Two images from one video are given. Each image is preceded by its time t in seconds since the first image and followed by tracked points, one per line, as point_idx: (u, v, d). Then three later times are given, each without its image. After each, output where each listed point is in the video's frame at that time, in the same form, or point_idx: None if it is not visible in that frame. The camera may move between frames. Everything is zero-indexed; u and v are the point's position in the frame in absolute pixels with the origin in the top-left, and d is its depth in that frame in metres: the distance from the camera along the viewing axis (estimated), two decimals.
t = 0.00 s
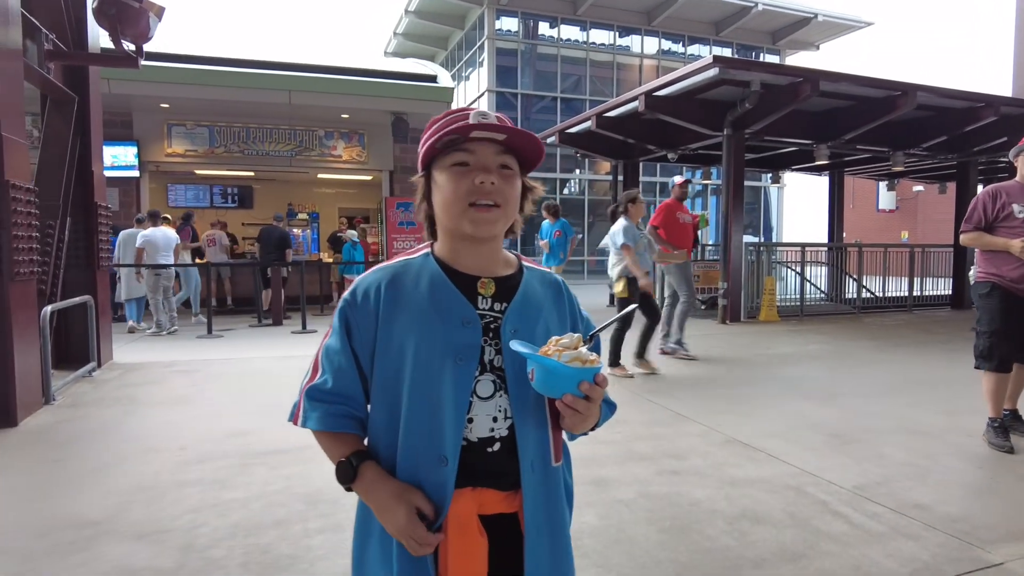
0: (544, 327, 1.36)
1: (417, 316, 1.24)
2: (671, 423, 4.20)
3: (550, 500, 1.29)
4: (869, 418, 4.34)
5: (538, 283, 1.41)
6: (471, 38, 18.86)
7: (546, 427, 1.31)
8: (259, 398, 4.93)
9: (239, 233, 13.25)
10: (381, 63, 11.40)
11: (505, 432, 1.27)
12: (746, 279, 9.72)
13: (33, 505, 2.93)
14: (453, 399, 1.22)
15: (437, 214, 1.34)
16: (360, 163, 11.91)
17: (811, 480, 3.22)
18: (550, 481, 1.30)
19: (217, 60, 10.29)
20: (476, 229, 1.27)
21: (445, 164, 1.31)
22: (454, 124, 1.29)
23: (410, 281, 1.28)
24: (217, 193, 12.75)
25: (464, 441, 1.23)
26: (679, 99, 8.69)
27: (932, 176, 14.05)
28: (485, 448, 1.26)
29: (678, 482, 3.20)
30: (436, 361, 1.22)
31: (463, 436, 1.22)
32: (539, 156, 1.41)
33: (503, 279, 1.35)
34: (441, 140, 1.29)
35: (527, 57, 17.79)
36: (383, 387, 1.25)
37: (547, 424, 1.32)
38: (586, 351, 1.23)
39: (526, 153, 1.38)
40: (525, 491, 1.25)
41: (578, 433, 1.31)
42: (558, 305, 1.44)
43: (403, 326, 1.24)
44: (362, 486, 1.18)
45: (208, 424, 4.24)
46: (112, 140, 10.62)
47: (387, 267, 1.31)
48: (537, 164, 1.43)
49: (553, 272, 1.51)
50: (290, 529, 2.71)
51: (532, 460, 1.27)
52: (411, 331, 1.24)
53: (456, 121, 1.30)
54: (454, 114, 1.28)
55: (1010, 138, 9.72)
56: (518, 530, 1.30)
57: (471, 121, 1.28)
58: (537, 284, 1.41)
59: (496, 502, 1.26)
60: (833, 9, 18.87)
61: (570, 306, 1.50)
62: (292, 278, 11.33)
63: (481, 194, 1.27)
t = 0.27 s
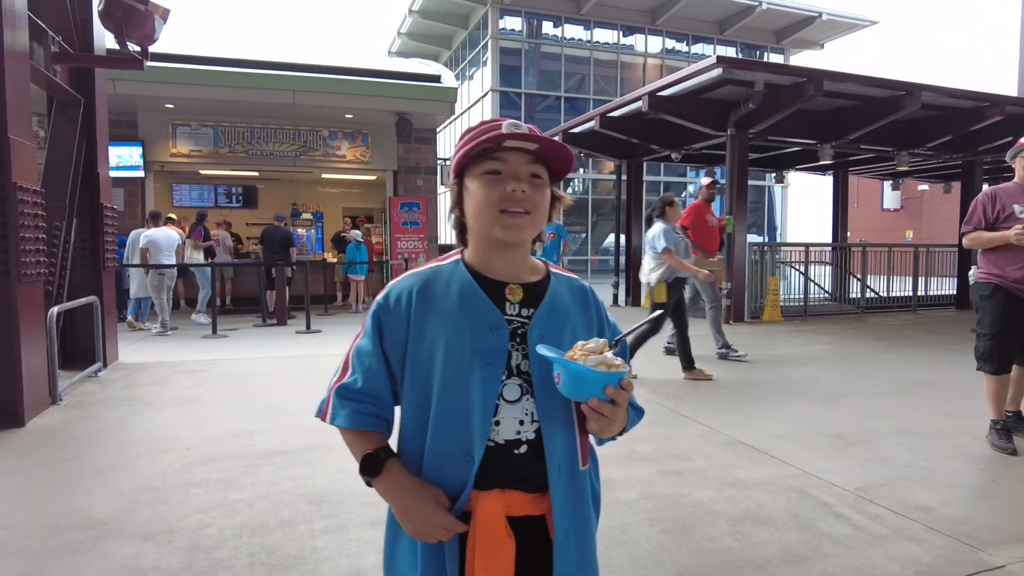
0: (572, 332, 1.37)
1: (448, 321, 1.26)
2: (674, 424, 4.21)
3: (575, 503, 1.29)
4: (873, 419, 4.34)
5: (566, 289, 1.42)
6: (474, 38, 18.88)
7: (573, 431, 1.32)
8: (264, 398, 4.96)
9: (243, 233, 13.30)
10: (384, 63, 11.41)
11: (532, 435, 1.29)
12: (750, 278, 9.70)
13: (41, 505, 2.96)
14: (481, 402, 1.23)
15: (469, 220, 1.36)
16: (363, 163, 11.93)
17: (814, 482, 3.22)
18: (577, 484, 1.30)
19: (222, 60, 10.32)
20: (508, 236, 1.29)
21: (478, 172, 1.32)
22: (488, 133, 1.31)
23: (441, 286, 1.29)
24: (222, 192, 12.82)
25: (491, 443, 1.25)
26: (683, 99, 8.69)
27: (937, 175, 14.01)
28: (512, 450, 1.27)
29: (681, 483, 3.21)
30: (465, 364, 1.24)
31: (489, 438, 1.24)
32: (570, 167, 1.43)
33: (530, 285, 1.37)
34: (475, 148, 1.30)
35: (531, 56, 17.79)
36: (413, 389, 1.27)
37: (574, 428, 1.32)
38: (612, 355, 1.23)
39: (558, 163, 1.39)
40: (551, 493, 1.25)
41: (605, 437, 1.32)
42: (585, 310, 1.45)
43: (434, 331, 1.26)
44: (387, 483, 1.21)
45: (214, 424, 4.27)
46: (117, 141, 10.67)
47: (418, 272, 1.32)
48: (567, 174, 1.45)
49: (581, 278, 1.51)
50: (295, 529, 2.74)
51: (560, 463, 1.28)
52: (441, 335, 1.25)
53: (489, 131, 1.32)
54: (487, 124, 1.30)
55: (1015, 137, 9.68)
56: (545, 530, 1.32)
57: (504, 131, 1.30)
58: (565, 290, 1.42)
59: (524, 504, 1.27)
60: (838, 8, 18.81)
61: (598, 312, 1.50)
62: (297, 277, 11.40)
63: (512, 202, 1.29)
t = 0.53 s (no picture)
0: (608, 335, 1.38)
1: (487, 324, 1.27)
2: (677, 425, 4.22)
3: (611, 506, 1.29)
4: (875, 420, 4.34)
5: (603, 294, 1.42)
6: (476, 38, 18.89)
7: (610, 434, 1.32)
8: (268, 399, 4.97)
9: (245, 233, 13.32)
10: (386, 64, 11.43)
11: (568, 437, 1.30)
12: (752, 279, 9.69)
13: (46, 506, 2.97)
14: (518, 403, 1.24)
15: (511, 225, 1.37)
16: (366, 163, 11.94)
17: (816, 482, 3.23)
18: (614, 487, 1.30)
19: (225, 61, 10.34)
20: (553, 243, 1.31)
21: (523, 178, 1.34)
22: (534, 141, 1.32)
23: (480, 289, 1.31)
24: (224, 193, 12.85)
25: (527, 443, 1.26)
26: (685, 99, 8.69)
27: (939, 176, 13.99)
28: (547, 451, 1.28)
29: (685, 484, 3.21)
30: (503, 366, 1.25)
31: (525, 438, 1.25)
32: (608, 174, 1.45)
33: (568, 289, 1.39)
34: (521, 155, 1.32)
35: (532, 57, 17.80)
36: (452, 390, 1.29)
37: (610, 431, 1.32)
38: (649, 357, 1.24)
39: (597, 169, 1.41)
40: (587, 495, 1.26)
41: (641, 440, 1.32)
42: (622, 314, 1.45)
43: (472, 333, 1.28)
44: (422, 479, 1.23)
45: (218, 425, 4.28)
46: (119, 141, 10.70)
47: (458, 276, 1.34)
48: (604, 180, 1.47)
49: (617, 283, 1.51)
50: (299, 529, 2.75)
51: (596, 466, 1.28)
52: (480, 337, 1.27)
53: (534, 138, 1.34)
54: (534, 131, 1.32)
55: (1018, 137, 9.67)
56: (582, 534, 1.31)
57: (550, 138, 1.32)
58: (602, 294, 1.42)
59: (559, 506, 1.28)
60: (840, 7, 18.78)
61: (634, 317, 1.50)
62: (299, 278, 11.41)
63: (558, 208, 1.31)
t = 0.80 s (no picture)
0: (634, 332, 1.37)
1: (512, 319, 1.28)
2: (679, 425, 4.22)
3: (635, 503, 1.29)
4: (877, 420, 4.34)
5: (630, 290, 1.41)
6: (477, 38, 18.90)
7: (635, 430, 1.31)
8: (269, 398, 4.97)
9: (246, 233, 13.32)
10: (387, 64, 11.42)
11: (593, 432, 1.29)
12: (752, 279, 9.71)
13: (48, 505, 2.97)
14: (543, 397, 1.24)
15: (533, 224, 1.38)
16: (367, 163, 11.94)
17: (819, 482, 3.23)
18: (638, 485, 1.29)
19: (226, 61, 10.35)
20: (570, 239, 1.31)
21: (541, 177, 1.35)
22: (550, 141, 1.34)
23: (506, 286, 1.32)
24: (225, 192, 12.85)
25: (552, 438, 1.26)
26: (686, 99, 8.69)
27: (941, 176, 13.99)
28: (572, 446, 1.28)
29: (687, 484, 3.21)
30: (528, 361, 1.26)
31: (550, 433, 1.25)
32: (631, 172, 1.43)
33: (593, 286, 1.38)
34: (537, 154, 1.34)
35: (533, 57, 17.80)
36: (477, 385, 1.30)
37: (635, 428, 1.32)
38: (676, 353, 1.24)
39: (620, 167, 1.40)
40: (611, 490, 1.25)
41: (667, 436, 1.31)
42: (649, 312, 1.44)
43: (498, 327, 1.29)
44: (448, 471, 1.24)
45: (220, 425, 4.28)
46: (121, 141, 10.70)
47: (485, 273, 1.36)
48: (628, 179, 1.45)
49: (644, 280, 1.50)
50: (301, 529, 2.75)
51: (621, 462, 1.27)
52: (504, 331, 1.28)
53: (552, 138, 1.35)
54: (550, 131, 1.33)
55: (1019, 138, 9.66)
56: (605, 530, 1.32)
57: (565, 137, 1.33)
58: (629, 292, 1.41)
59: (584, 501, 1.28)
60: (841, 8, 18.77)
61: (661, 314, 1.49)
62: (299, 278, 11.42)
63: (573, 205, 1.31)
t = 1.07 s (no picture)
0: (640, 331, 1.36)
1: (516, 318, 1.27)
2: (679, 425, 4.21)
3: (637, 505, 1.27)
4: (877, 421, 4.33)
5: (637, 290, 1.40)
6: (476, 38, 18.90)
7: (638, 431, 1.30)
8: (268, 399, 4.96)
9: (245, 234, 13.31)
10: (386, 64, 11.41)
11: (595, 432, 1.28)
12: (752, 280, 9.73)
13: (45, 506, 2.96)
14: (546, 397, 1.23)
15: (539, 226, 1.38)
16: (366, 164, 11.94)
17: (819, 483, 3.22)
18: (640, 486, 1.28)
19: (224, 61, 10.33)
20: (573, 241, 1.30)
21: (544, 180, 1.35)
22: (552, 143, 1.33)
23: (511, 285, 1.31)
24: (224, 193, 12.83)
25: (554, 438, 1.25)
26: (685, 99, 8.68)
27: (940, 177, 14.01)
28: (574, 445, 1.27)
29: (686, 484, 3.20)
30: (532, 361, 1.25)
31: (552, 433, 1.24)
32: (636, 172, 1.41)
33: (598, 286, 1.37)
34: (539, 157, 1.34)
35: (533, 57, 17.80)
36: (482, 383, 1.30)
37: (639, 429, 1.31)
38: (679, 353, 1.22)
39: (624, 167, 1.38)
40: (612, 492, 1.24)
41: (673, 437, 1.30)
42: (656, 312, 1.42)
43: (502, 326, 1.28)
44: (452, 468, 1.25)
45: (218, 426, 4.27)
46: (119, 142, 10.69)
47: (492, 271, 1.35)
48: (634, 179, 1.43)
49: (652, 280, 1.49)
50: (299, 531, 2.74)
51: (623, 463, 1.26)
52: (508, 330, 1.27)
53: (554, 141, 1.35)
54: (551, 134, 1.33)
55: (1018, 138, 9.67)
56: (606, 532, 1.31)
57: (568, 139, 1.32)
58: (636, 291, 1.40)
59: (585, 503, 1.28)
60: (840, 8, 18.79)
61: (669, 314, 1.47)
62: (298, 279, 11.43)
63: (575, 207, 1.30)
